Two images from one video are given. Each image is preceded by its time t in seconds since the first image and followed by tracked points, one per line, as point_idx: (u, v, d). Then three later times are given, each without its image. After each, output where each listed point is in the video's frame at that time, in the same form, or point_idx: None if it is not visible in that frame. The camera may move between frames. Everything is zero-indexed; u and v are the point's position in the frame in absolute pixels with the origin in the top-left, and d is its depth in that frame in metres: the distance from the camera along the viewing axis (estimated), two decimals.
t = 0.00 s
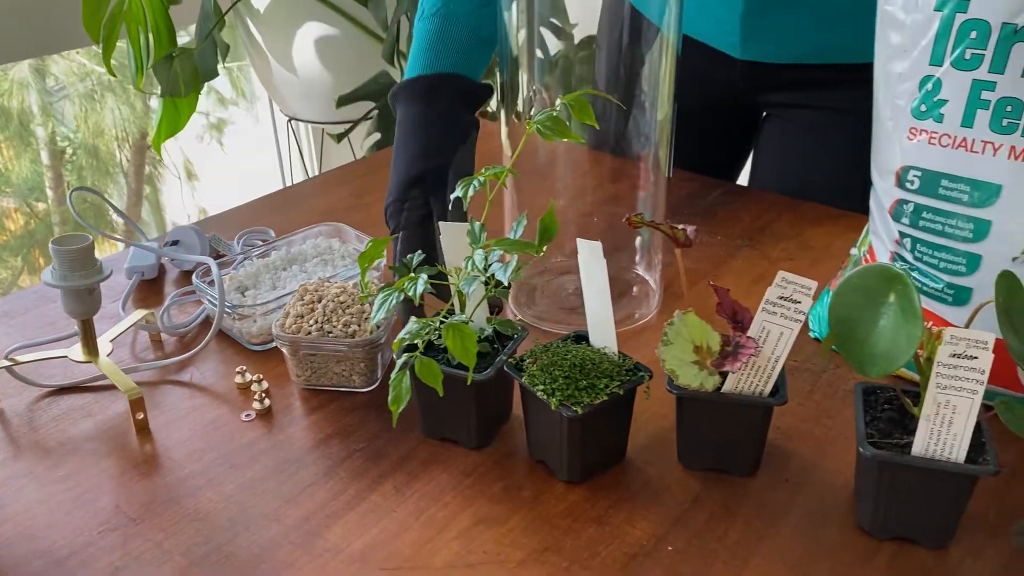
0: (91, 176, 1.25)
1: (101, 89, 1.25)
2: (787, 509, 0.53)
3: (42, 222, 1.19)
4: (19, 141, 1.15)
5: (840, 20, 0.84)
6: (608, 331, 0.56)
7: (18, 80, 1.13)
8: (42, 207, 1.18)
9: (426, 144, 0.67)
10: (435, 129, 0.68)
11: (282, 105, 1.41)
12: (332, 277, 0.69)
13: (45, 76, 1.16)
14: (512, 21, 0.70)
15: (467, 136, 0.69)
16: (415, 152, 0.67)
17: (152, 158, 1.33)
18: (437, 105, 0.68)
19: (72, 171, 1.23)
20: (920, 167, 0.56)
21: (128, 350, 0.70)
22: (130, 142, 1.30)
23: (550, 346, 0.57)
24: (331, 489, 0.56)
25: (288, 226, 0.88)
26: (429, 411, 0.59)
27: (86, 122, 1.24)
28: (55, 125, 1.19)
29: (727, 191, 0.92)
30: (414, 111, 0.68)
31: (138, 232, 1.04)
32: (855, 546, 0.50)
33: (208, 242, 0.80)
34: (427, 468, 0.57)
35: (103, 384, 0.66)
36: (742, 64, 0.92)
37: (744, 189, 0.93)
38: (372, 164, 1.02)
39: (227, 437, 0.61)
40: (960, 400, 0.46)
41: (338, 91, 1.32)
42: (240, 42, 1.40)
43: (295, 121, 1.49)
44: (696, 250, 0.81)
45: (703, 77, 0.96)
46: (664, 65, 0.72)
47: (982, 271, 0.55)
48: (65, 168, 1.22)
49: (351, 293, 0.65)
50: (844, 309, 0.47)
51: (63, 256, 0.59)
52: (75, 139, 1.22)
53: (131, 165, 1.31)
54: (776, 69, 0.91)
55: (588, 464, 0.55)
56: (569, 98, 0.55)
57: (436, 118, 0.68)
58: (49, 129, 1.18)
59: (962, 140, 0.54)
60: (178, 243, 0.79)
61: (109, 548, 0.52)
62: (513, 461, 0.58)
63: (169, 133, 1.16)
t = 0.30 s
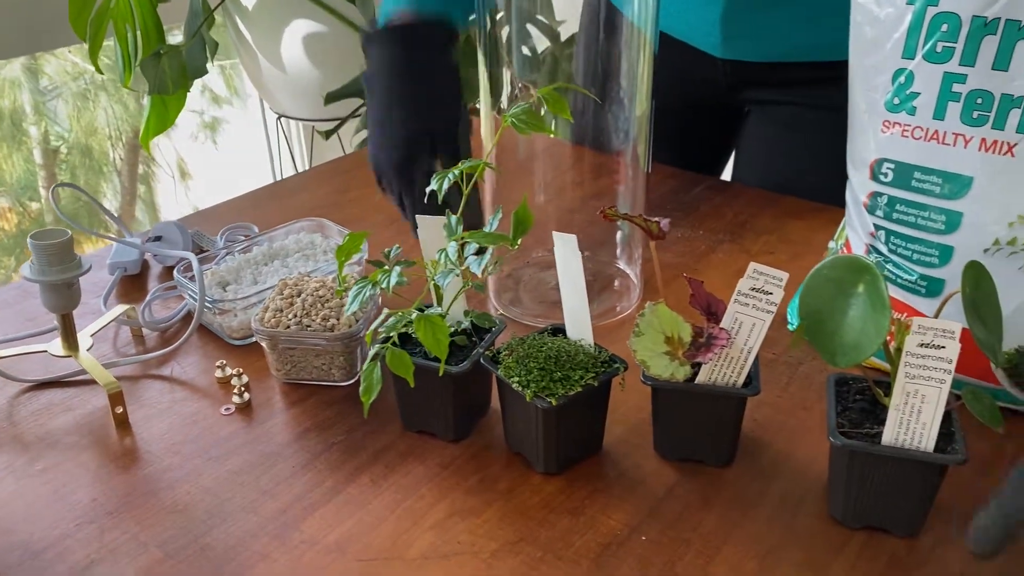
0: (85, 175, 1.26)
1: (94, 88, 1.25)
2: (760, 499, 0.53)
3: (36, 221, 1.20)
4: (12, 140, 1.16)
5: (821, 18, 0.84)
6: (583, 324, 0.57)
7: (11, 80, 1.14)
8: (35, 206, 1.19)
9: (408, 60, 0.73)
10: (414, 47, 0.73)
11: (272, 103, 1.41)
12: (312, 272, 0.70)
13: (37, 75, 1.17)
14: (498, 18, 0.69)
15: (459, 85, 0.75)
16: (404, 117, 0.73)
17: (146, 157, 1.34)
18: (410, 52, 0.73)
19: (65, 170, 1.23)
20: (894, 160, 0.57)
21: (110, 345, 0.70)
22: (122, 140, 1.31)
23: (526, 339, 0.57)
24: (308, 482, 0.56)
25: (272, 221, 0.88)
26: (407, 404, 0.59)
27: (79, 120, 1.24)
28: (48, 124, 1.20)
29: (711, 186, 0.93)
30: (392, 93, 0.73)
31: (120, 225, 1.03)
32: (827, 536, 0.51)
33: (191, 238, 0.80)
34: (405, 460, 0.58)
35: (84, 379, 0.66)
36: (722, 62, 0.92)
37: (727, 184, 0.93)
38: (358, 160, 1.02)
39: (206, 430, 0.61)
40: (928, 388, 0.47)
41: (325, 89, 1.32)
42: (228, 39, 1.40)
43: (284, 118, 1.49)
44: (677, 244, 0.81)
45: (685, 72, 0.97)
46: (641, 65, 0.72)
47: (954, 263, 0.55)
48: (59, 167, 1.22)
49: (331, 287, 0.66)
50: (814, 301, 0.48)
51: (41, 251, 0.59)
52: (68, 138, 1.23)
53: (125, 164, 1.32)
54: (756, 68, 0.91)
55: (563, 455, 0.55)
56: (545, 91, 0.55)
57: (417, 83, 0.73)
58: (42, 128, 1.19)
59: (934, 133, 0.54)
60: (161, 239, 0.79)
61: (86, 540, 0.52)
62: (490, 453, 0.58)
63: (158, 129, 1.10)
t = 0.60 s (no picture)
0: (79, 174, 1.29)
1: (88, 88, 1.27)
2: (738, 491, 0.54)
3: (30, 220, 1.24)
4: (6, 138, 1.18)
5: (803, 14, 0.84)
6: (564, 319, 0.57)
7: (4, 80, 1.16)
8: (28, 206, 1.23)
9: (353, 37, 0.66)
10: (366, 22, 0.66)
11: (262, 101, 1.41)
12: (296, 268, 0.70)
13: (30, 75, 1.18)
14: (483, 17, 0.70)
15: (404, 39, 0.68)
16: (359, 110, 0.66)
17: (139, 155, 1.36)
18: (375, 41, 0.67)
19: (59, 168, 1.26)
20: (871, 155, 0.57)
21: (95, 341, 0.71)
22: (116, 140, 1.33)
23: (506, 333, 0.58)
24: (290, 476, 0.56)
25: (259, 219, 0.88)
26: (389, 398, 0.59)
27: (72, 120, 1.26)
28: (41, 124, 1.22)
29: (696, 182, 0.93)
30: (333, 69, 0.65)
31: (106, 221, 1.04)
32: (803, 527, 0.51)
33: (177, 235, 0.80)
34: (386, 455, 0.58)
35: (68, 375, 0.66)
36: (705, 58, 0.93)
37: (712, 181, 0.93)
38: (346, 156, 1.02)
39: (190, 426, 0.61)
40: (900, 380, 0.47)
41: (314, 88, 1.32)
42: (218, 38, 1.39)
43: (274, 116, 1.49)
44: (661, 240, 0.82)
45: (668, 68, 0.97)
46: (622, 61, 0.73)
47: (929, 257, 0.56)
48: (51, 166, 1.25)
49: (314, 283, 0.66)
50: (788, 294, 0.48)
51: (24, 247, 0.60)
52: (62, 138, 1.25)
53: (119, 163, 1.34)
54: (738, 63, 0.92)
55: (544, 449, 0.56)
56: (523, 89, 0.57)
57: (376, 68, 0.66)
58: (36, 127, 1.21)
59: (910, 128, 0.55)
60: (147, 236, 0.80)
61: (68, 535, 0.52)
62: (471, 447, 0.59)
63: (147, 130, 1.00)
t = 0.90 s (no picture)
0: (73, 172, 1.31)
1: (82, 86, 1.29)
2: (720, 481, 0.54)
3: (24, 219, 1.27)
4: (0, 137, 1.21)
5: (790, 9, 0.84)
6: (547, 309, 0.58)
7: None
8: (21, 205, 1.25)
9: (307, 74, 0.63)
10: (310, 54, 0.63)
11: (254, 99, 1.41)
12: (283, 263, 0.70)
13: (23, 73, 1.21)
14: (472, 13, 0.70)
15: (377, 99, 0.63)
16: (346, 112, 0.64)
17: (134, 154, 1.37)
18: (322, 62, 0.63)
19: (53, 166, 1.28)
20: (852, 147, 0.58)
21: (83, 335, 0.71)
22: (110, 138, 1.35)
23: (490, 325, 0.58)
24: (275, 468, 0.57)
25: (248, 214, 0.89)
26: (374, 390, 0.60)
27: (66, 118, 1.29)
28: (35, 123, 1.24)
29: (683, 177, 0.94)
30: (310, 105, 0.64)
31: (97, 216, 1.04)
32: (784, 515, 0.52)
33: (165, 230, 0.81)
34: (372, 446, 0.58)
35: (56, 369, 0.67)
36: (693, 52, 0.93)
37: (700, 175, 0.94)
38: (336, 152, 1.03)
39: (176, 418, 0.61)
40: (879, 369, 0.48)
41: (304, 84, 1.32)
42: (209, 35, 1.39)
43: (266, 113, 1.49)
44: (649, 235, 0.82)
45: (657, 63, 0.98)
46: (607, 62, 0.73)
47: (909, 248, 0.56)
48: (45, 164, 1.27)
49: (300, 277, 0.66)
50: (768, 284, 0.48)
51: (10, 241, 0.60)
52: (56, 136, 1.28)
53: (113, 161, 1.36)
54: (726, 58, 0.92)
55: (528, 440, 0.56)
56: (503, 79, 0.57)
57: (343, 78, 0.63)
58: (29, 125, 1.24)
59: (890, 120, 0.55)
60: (135, 231, 0.80)
61: (54, 526, 0.52)
62: (456, 438, 0.59)
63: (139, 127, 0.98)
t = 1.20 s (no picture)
0: (66, 170, 1.31)
1: (74, 84, 1.29)
2: (701, 471, 0.55)
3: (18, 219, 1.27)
4: None
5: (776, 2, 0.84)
6: (530, 301, 0.58)
7: None
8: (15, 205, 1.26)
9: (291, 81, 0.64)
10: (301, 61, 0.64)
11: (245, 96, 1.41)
12: (268, 256, 0.70)
13: (16, 71, 1.21)
14: (460, 9, 0.71)
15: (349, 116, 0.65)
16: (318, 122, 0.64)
17: (128, 152, 1.37)
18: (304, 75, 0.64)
19: (46, 164, 1.29)
20: (833, 138, 0.58)
21: (69, 329, 0.71)
22: (103, 137, 1.35)
23: (473, 316, 0.58)
24: (259, 459, 0.57)
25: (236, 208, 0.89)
26: (358, 382, 0.60)
27: (59, 116, 1.29)
28: (28, 121, 1.25)
29: (671, 172, 0.94)
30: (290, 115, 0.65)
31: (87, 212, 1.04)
32: (764, 504, 0.52)
33: (152, 225, 0.81)
34: (355, 438, 0.59)
35: (41, 362, 0.67)
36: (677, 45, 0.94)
37: (688, 170, 0.94)
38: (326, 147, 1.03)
39: (161, 411, 0.62)
40: (856, 358, 0.48)
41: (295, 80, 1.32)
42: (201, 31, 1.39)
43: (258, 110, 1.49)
44: (635, 229, 0.82)
45: (645, 58, 0.98)
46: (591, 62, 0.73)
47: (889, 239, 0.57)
48: (39, 162, 1.28)
49: (284, 270, 0.67)
50: (747, 275, 0.49)
51: None
52: (50, 135, 1.28)
53: (107, 160, 1.36)
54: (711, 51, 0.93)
55: (510, 430, 0.56)
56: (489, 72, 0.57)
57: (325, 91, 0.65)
58: (22, 124, 1.24)
59: (870, 111, 0.55)
60: (122, 225, 0.80)
61: (38, 517, 0.53)
62: (440, 430, 0.59)
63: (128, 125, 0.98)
